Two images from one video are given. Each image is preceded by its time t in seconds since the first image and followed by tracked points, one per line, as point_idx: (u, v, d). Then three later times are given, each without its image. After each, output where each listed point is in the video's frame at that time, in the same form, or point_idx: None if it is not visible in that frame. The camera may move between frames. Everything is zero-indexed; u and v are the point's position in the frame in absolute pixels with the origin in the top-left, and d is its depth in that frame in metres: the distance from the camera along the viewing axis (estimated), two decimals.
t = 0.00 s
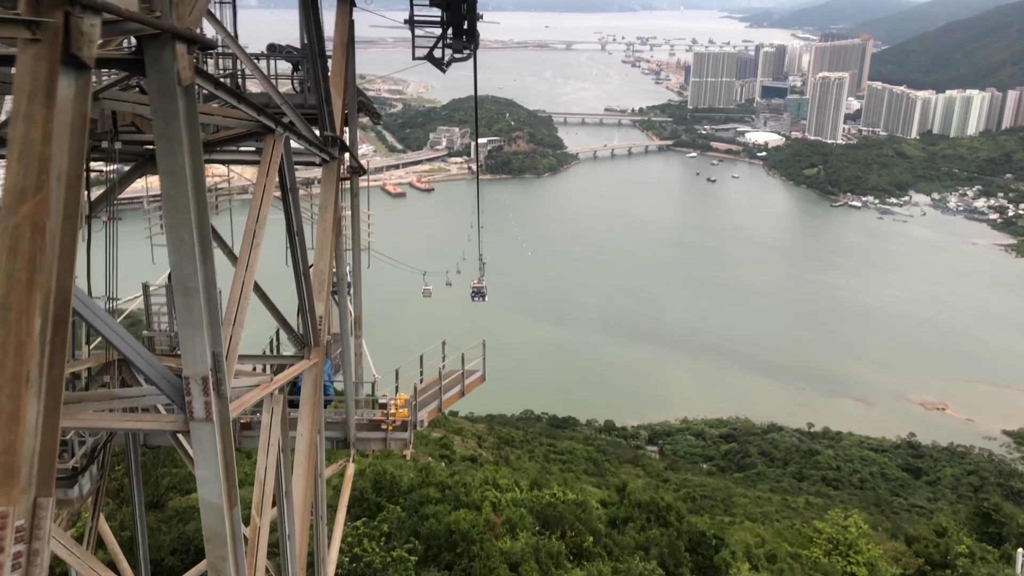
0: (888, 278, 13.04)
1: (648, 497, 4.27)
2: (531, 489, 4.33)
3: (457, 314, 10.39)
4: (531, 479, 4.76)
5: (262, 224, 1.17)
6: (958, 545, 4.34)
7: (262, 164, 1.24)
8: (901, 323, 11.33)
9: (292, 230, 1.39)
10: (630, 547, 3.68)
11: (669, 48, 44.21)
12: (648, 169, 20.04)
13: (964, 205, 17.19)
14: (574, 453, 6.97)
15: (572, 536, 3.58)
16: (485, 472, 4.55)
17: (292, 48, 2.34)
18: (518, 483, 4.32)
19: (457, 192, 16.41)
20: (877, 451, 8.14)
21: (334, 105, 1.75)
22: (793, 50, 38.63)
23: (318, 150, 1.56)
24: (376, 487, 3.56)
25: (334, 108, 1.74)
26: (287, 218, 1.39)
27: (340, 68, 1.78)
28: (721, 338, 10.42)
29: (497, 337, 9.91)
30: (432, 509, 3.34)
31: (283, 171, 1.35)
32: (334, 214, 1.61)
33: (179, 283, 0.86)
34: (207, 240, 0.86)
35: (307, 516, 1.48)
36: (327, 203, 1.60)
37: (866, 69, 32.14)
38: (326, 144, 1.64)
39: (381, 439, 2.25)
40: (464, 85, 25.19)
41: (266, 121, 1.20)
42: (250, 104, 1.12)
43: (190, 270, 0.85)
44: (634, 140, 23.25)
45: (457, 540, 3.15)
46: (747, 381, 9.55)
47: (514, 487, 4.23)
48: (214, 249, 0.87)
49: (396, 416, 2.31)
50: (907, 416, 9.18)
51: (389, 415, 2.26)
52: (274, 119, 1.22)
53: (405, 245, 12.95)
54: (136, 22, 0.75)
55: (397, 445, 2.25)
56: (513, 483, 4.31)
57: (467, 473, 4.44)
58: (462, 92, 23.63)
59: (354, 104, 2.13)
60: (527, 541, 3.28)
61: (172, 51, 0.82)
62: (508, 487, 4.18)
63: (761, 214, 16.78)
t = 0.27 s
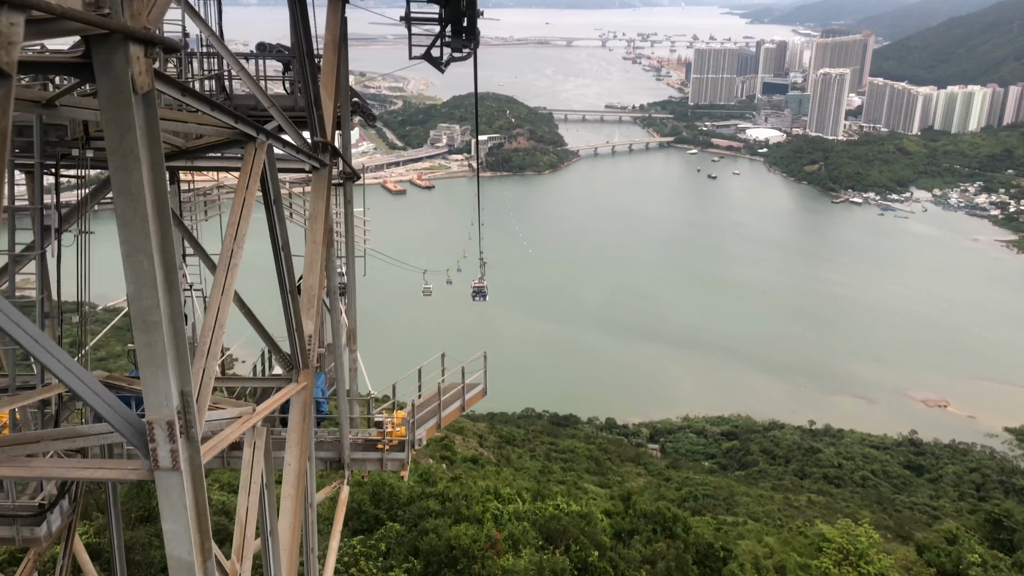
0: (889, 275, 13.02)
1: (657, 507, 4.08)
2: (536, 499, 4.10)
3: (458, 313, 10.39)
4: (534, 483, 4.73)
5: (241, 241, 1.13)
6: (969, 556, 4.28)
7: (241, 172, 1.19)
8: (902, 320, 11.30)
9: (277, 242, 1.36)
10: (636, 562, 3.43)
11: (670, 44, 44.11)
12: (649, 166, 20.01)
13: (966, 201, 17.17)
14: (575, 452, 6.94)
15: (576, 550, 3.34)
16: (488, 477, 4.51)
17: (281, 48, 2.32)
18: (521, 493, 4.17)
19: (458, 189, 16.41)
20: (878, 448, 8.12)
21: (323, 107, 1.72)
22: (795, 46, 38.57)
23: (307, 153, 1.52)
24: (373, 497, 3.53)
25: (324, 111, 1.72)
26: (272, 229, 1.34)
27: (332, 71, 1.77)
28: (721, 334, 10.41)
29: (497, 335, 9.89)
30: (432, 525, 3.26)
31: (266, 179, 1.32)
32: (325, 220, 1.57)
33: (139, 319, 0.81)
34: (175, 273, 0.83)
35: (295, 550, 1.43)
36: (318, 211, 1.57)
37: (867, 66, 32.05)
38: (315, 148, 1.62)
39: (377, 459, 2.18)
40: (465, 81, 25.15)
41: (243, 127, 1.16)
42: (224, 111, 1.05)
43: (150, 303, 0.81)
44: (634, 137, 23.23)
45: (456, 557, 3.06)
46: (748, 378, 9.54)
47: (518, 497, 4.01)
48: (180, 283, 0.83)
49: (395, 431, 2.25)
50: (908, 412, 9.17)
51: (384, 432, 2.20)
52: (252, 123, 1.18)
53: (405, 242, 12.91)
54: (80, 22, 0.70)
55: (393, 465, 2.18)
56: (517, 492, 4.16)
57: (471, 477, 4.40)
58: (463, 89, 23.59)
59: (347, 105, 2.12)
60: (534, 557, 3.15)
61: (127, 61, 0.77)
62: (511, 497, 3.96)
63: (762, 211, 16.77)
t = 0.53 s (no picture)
0: (890, 270, 12.98)
1: (664, 522, 3.97)
2: (537, 511, 3.96)
3: (458, 310, 10.35)
4: (536, 484, 4.70)
5: (216, 261, 1.07)
6: (983, 562, 4.21)
7: (217, 183, 1.14)
8: (902, 315, 11.27)
9: (260, 258, 1.31)
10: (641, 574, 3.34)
11: (670, 38, 43.97)
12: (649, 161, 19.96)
13: (967, 196, 17.13)
14: (577, 450, 6.92)
15: (580, 564, 3.28)
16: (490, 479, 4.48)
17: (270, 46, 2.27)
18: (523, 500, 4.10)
19: (458, 185, 16.38)
20: (880, 445, 8.11)
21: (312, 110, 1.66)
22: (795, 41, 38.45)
23: (294, 160, 1.47)
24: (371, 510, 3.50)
25: (313, 115, 1.66)
26: (252, 242, 1.29)
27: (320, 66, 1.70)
28: (723, 331, 10.37)
29: (499, 333, 9.84)
30: (431, 539, 3.21)
31: (246, 186, 1.26)
32: (313, 233, 1.52)
33: (87, 363, 0.76)
34: (127, 307, 0.77)
35: None
36: (305, 223, 1.52)
37: (868, 60, 31.93)
38: (303, 154, 1.55)
39: (372, 480, 2.14)
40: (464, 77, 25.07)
41: (220, 135, 1.10)
42: (190, 115, 0.99)
43: (99, 343, 0.76)
44: (635, 132, 23.18)
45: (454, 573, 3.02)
46: (750, 375, 9.51)
47: (519, 510, 3.87)
48: (133, 315, 0.78)
49: (390, 452, 2.21)
50: (909, 408, 9.16)
51: (379, 453, 2.17)
52: (229, 130, 1.12)
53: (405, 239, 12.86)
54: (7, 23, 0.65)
55: (391, 487, 2.13)
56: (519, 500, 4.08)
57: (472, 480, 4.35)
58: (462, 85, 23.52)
59: (339, 106, 2.08)
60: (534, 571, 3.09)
61: (64, 74, 0.71)
62: (512, 510, 3.84)
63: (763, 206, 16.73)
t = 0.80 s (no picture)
0: (891, 266, 12.94)
1: (667, 532, 3.85)
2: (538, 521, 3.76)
3: (457, 307, 10.30)
4: (535, 483, 4.66)
5: (182, 287, 0.93)
6: (991, 570, 4.14)
7: (185, 196, 0.99)
8: (904, 312, 11.23)
9: (235, 277, 1.19)
10: None
11: (670, 34, 43.88)
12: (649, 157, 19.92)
13: (968, 192, 17.08)
14: (577, 448, 6.85)
15: None
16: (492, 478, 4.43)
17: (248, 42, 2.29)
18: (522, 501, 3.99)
19: (458, 182, 16.34)
20: (882, 442, 8.06)
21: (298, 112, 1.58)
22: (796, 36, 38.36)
23: (275, 167, 1.36)
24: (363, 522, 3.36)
25: (297, 115, 1.54)
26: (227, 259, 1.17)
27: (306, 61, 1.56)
28: (723, 327, 10.31)
29: (499, 330, 9.77)
30: (431, 554, 3.15)
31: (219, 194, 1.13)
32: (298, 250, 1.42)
33: (8, 423, 0.55)
34: (63, 351, 0.57)
35: None
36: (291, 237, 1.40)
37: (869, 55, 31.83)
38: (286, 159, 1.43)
39: (366, 503, 2.11)
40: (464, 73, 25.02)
41: (190, 146, 0.94)
42: (149, 121, 0.79)
43: (23, 403, 0.55)
44: (635, 128, 23.13)
45: None
46: (751, 371, 9.46)
47: (519, 520, 3.68)
48: (71, 367, 0.57)
49: (383, 474, 2.14)
50: (911, 405, 9.11)
51: (373, 476, 2.12)
52: (197, 134, 0.95)
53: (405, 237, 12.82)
54: None
55: (385, 511, 2.11)
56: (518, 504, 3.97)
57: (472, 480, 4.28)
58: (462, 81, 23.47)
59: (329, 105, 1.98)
60: None
61: None
62: (513, 520, 3.67)
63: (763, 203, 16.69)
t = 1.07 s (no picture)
0: (892, 263, 12.92)
1: (684, 541, 3.52)
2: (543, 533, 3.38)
3: (457, 305, 10.29)
4: (536, 479, 4.64)
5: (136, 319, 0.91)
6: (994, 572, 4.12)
7: (146, 215, 0.97)
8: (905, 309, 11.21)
9: (210, 300, 1.14)
10: None
11: (671, 31, 43.81)
12: (650, 155, 19.89)
13: (970, 189, 17.03)
14: (579, 445, 6.84)
15: None
16: (494, 472, 4.40)
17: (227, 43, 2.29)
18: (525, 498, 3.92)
19: (459, 179, 16.32)
20: (884, 438, 8.05)
21: (284, 115, 1.49)
22: (797, 34, 38.31)
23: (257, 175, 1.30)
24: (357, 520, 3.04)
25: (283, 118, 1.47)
26: (198, 283, 1.12)
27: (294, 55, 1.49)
28: (724, 325, 10.29)
29: (500, 328, 9.75)
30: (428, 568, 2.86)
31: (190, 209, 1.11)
32: (284, 261, 1.34)
33: None
34: None
35: None
36: (276, 248, 1.34)
37: (870, 53, 31.78)
38: (270, 165, 1.38)
39: (360, 529, 1.95)
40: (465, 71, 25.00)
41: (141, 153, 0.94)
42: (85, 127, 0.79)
43: None
44: (636, 126, 23.09)
45: None
46: (752, 368, 9.45)
47: (522, 531, 3.31)
48: None
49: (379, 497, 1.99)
50: (912, 402, 9.10)
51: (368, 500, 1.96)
52: (149, 144, 0.95)
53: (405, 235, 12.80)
54: None
55: (381, 538, 1.94)
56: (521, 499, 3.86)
57: (476, 474, 4.24)
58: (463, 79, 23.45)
59: (318, 108, 1.92)
60: None
61: None
62: (516, 530, 3.31)
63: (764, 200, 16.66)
